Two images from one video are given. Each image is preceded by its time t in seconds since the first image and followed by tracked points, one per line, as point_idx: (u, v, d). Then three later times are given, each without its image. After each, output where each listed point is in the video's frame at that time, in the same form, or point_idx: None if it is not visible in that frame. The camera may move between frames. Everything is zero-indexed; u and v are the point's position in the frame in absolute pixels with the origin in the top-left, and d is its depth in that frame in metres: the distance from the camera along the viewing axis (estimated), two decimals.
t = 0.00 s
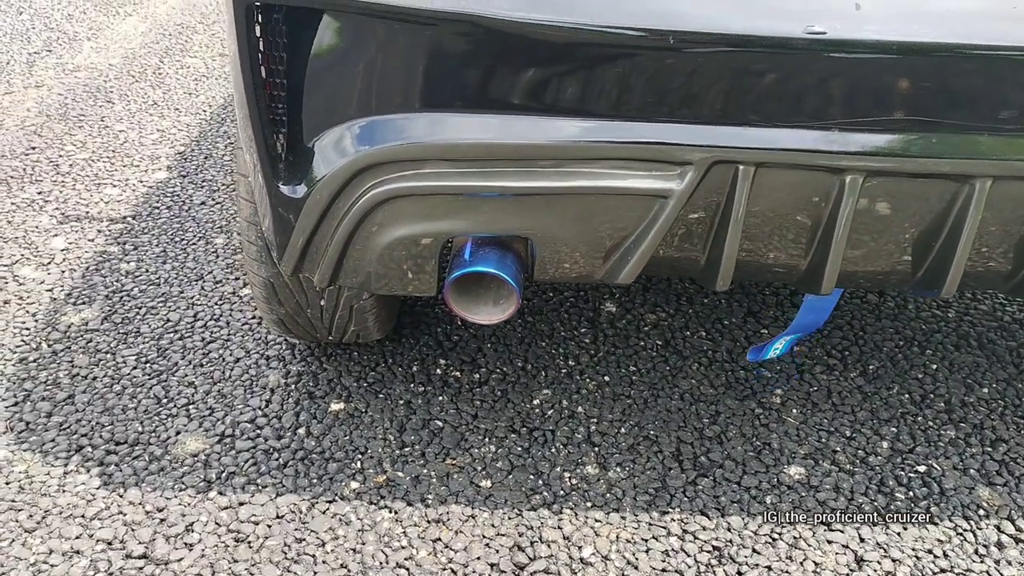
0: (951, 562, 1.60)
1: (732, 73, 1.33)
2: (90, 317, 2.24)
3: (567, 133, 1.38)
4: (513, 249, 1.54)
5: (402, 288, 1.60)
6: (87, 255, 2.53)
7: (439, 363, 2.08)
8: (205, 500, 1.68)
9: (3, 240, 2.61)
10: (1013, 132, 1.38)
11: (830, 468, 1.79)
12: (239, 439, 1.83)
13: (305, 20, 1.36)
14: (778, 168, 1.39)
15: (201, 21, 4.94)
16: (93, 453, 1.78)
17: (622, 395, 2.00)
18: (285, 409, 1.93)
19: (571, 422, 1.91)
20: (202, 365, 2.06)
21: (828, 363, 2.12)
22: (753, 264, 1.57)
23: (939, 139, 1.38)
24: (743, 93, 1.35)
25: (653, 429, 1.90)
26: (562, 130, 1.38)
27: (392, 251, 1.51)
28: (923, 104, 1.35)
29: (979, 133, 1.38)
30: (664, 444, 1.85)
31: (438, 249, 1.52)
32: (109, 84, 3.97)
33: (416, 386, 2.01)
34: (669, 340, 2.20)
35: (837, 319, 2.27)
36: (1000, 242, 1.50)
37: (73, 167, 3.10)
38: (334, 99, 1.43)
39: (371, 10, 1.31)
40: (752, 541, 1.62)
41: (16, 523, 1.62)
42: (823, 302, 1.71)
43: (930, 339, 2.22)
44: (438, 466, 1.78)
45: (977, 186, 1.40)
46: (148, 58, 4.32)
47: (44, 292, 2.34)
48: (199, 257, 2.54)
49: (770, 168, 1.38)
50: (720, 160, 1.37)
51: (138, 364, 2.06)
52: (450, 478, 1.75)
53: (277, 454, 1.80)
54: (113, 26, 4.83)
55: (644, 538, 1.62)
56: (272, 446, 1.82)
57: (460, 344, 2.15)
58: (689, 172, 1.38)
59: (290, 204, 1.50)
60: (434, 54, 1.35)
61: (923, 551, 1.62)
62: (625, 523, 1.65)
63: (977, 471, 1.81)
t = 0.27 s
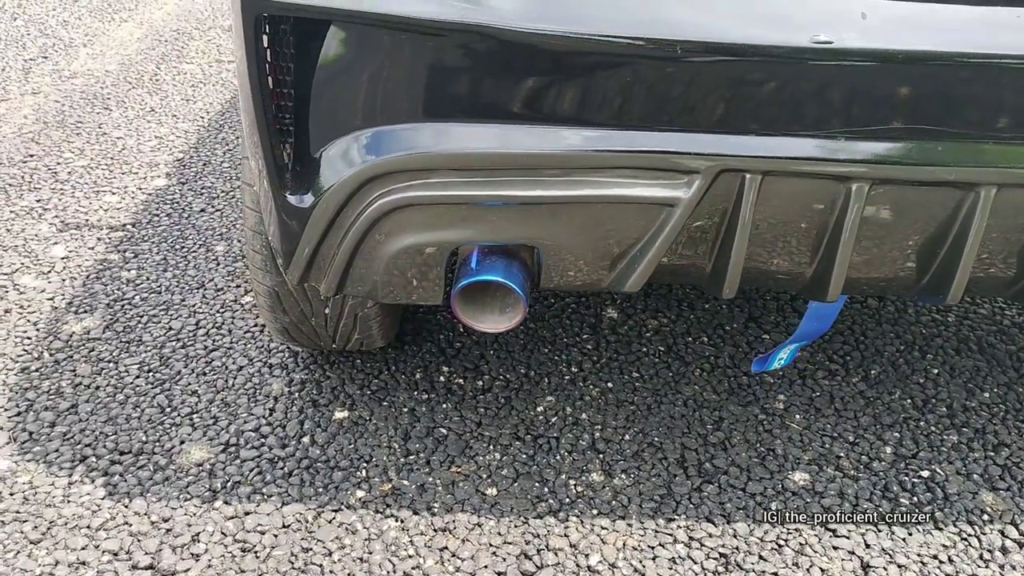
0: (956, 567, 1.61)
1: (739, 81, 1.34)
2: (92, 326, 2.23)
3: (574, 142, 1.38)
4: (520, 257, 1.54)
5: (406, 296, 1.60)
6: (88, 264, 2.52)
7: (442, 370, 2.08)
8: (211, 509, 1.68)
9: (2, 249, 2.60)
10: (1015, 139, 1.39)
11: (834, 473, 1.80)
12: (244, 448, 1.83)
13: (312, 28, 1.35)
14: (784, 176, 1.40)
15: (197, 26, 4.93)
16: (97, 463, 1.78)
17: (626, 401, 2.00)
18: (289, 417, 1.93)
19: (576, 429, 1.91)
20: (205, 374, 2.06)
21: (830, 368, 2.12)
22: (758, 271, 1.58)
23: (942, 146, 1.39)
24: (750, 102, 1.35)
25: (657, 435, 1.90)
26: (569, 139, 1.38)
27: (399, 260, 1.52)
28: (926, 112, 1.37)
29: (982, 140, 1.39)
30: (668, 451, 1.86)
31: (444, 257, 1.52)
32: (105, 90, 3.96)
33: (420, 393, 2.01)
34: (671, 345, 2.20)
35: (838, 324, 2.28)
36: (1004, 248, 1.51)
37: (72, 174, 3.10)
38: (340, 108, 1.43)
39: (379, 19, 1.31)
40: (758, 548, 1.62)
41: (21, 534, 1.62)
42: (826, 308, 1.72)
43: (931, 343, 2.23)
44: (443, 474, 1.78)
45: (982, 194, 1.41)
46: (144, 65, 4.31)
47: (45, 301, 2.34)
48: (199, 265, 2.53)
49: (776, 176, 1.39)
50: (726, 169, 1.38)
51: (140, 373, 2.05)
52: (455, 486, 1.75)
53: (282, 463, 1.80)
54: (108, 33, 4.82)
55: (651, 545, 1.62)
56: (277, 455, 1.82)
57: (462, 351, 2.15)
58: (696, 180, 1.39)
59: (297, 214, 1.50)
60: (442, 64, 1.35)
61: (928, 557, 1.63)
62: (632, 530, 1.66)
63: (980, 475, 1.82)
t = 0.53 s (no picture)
0: (967, 566, 1.61)
1: (754, 83, 1.33)
2: (95, 330, 2.22)
3: (587, 145, 1.38)
4: (531, 259, 1.54)
5: (415, 299, 1.60)
6: (90, 267, 2.51)
7: (449, 372, 2.07)
8: (221, 514, 1.67)
9: (2, 252, 2.58)
10: None
11: (843, 473, 1.80)
12: (252, 452, 1.82)
13: (324, 30, 1.35)
14: (798, 177, 1.40)
15: (192, 27, 4.91)
16: (105, 468, 1.77)
17: (634, 402, 2.00)
18: (297, 421, 1.92)
19: (584, 430, 1.91)
20: (211, 377, 2.05)
21: (837, 367, 2.13)
22: (770, 272, 1.58)
23: (954, 147, 1.39)
24: (764, 104, 1.35)
25: (666, 436, 1.90)
26: (582, 141, 1.38)
27: (410, 263, 1.51)
28: (938, 113, 1.37)
29: (993, 141, 1.40)
30: (678, 451, 1.86)
31: (456, 260, 1.52)
32: (102, 92, 3.94)
33: (428, 395, 2.00)
34: (677, 346, 2.20)
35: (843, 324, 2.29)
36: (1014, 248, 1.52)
37: (71, 177, 3.08)
38: (352, 111, 1.42)
39: (392, 22, 1.30)
40: (770, 549, 1.63)
41: (30, 540, 1.61)
42: (835, 309, 1.72)
43: (936, 342, 2.23)
44: (453, 476, 1.77)
45: (994, 195, 1.42)
46: (141, 66, 4.29)
47: (48, 305, 2.32)
48: (202, 268, 2.52)
49: (789, 178, 1.39)
50: (739, 170, 1.38)
51: (146, 377, 2.04)
52: (465, 488, 1.75)
53: (291, 467, 1.79)
54: (103, 34, 4.79)
55: (663, 546, 1.62)
56: (285, 458, 1.81)
57: (469, 353, 2.14)
58: (709, 182, 1.39)
59: (308, 217, 1.50)
60: (455, 67, 1.35)
61: (939, 555, 1.63)
62: (644, 532, 1.66)
63: (988, 474, 1.82)
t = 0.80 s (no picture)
0: (986, 560, 1.61)
1: (775, 78, 1.33)
2: (102, 330, 2.20)
3: (608, 141, 1.37)
4: (550, 257, 1.53)
5: (432, 297, 1.59)
6: (94, 267, 2.49)
7: (460, 371, 2.06)
8: (236, 515, 1.66)
9: (5, 253, 2.56)
10: None
11: (859, 469, 1.80)
12: (266, 453, 1.81)
13: (342, 26, 1.33)
14: (820, 173, 1.39)
15: (189, 25, 4.88)
16: (117, 470, 1.75)
17: (647, 399, 2.00)
18: (309, 421, 1.91)
19: (598, 428, 1.90)
20: (221, 378, 2.03)
21: (848, 363, 2.12)
22: (788, 268, 1.57)
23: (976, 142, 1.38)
24: (787, 100, 1.34)
25: (680, 433, 1.90)
26: (603, 138, 1.37)
27: (428, 261, 1.50)
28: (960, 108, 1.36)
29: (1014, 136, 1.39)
30: (693, 448, 1.85)
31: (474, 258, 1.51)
32: (100, 91, 3.91)
33: (440, 394, 1.99)
34: (688, 342, 2.20)
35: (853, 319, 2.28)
36: None
37: (72, 176, 3.05)
38: (369, 108, 1.40)
39: (413, 18, 1.29)
40: (790, 545, 1.62)
41: (45, 544, 1.59)
42: (851, 306, 1.71)
43: (946, 336, 2.23)
44: (469, 475, 1.77)
45: (1016, 190, 1.41)
46: (138, 64, 4.26)
47: (53, 306, 2.30)
48: (208, 267, 2.50)
49: (811, 173, 1.39)
50: (761, 166, 1.37)
51: (155, 378, 2.03)
52: (482, 487, 1.74)
53: (305, 467, 1.78)
54: (100, 32, 4.75)
55: (682, 544, 1.62)
56: (299, 459, 1.80)
57: (479, 351, 2.13)
58: (730, 178, 1.38)
59: (325, 216, 1.48)
60: (476, 63, 1.34)
61: (958, 550, 1.63)
62: (662, 530, 1.65)
63: (1003, 468, 1.82)
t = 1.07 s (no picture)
0: (1013, 556, 1.60)
1: (803, 71, 1.30)
2: (110, 332, 2.17)
3: (634, 135, 1.35)
4: (572, 253, 1.51)
5: (453, 295, 1.56)
6: (100, 267, 2.46)
7: (475, 369, 2.04)
8: (254, 519, 1.64)
9: (9, 254, 2.52)
10: None
11: (882, 465, 1.79)
12: (281, 455, 1.79)
13: (365, 20, 1.31)
14: (848, 167, 1.37)
15: (186, 22, 4.83)
16: (131, 474, 1.73)
17: (665, 396, 1.98)
18: (324, 422, 1.88)
19: (617, 426, 1.88)
20: (233, 379, 2.01)
21: (866, 357, 2.10)
22: (813, 263, 1.55)
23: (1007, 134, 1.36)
24: (820, 94, 1.32)
25: (700, 430, 1.88)
26: (629, 132, 1.35)
27: (450, 259, 1.48)
28: (992, 100, 1.34)
29: None
30: (713, 446, 1.83)
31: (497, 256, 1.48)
32: (99, 89, 3.87)
33: (456, 394, 1.97)
34: (703, 338, 2.18)
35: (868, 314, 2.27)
36: None
37: (73, 176, 3.02)
38: (392, 104, 1.38)
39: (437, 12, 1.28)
40: (815, 544, 1.61)
41: (61, 550, 1.56)
42: (873, 301, 1.69)
43: (962, 330, 2.21)
44: (489, 476, 1.75)
45: None
46: (137, 61, 4.21)
47: (59, 307, 2.27)
48: (215, 267, 2.47)
49: (840, 167, 1.36)
50: (790, 161, 1.35)
51: (166, 380, 2.00)
52: (502, 488, 1.72)
53: (322, 470, 1.76)
54: (96, 29, 4.71)
55: (707, 544, 1.60)
56: (316, 461, 1.78)
57: (494, 349, 2.10)
58: (758, 173, 1.36)
59: (346, 214, 1.46)
60: (501, 58, 1.31)
61: (985, 547, 1.62)
62: (686, 529, 1.63)
63: None
